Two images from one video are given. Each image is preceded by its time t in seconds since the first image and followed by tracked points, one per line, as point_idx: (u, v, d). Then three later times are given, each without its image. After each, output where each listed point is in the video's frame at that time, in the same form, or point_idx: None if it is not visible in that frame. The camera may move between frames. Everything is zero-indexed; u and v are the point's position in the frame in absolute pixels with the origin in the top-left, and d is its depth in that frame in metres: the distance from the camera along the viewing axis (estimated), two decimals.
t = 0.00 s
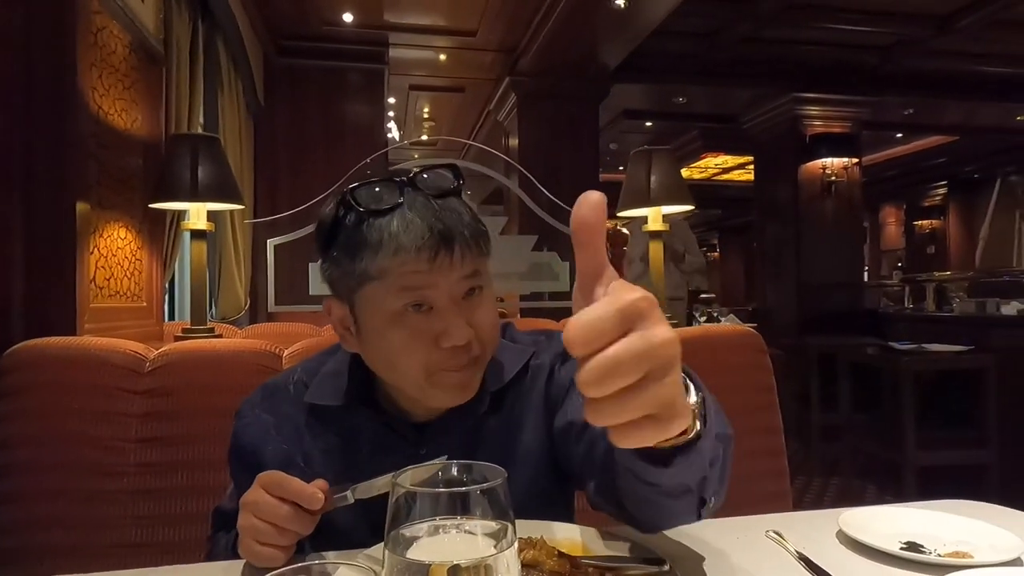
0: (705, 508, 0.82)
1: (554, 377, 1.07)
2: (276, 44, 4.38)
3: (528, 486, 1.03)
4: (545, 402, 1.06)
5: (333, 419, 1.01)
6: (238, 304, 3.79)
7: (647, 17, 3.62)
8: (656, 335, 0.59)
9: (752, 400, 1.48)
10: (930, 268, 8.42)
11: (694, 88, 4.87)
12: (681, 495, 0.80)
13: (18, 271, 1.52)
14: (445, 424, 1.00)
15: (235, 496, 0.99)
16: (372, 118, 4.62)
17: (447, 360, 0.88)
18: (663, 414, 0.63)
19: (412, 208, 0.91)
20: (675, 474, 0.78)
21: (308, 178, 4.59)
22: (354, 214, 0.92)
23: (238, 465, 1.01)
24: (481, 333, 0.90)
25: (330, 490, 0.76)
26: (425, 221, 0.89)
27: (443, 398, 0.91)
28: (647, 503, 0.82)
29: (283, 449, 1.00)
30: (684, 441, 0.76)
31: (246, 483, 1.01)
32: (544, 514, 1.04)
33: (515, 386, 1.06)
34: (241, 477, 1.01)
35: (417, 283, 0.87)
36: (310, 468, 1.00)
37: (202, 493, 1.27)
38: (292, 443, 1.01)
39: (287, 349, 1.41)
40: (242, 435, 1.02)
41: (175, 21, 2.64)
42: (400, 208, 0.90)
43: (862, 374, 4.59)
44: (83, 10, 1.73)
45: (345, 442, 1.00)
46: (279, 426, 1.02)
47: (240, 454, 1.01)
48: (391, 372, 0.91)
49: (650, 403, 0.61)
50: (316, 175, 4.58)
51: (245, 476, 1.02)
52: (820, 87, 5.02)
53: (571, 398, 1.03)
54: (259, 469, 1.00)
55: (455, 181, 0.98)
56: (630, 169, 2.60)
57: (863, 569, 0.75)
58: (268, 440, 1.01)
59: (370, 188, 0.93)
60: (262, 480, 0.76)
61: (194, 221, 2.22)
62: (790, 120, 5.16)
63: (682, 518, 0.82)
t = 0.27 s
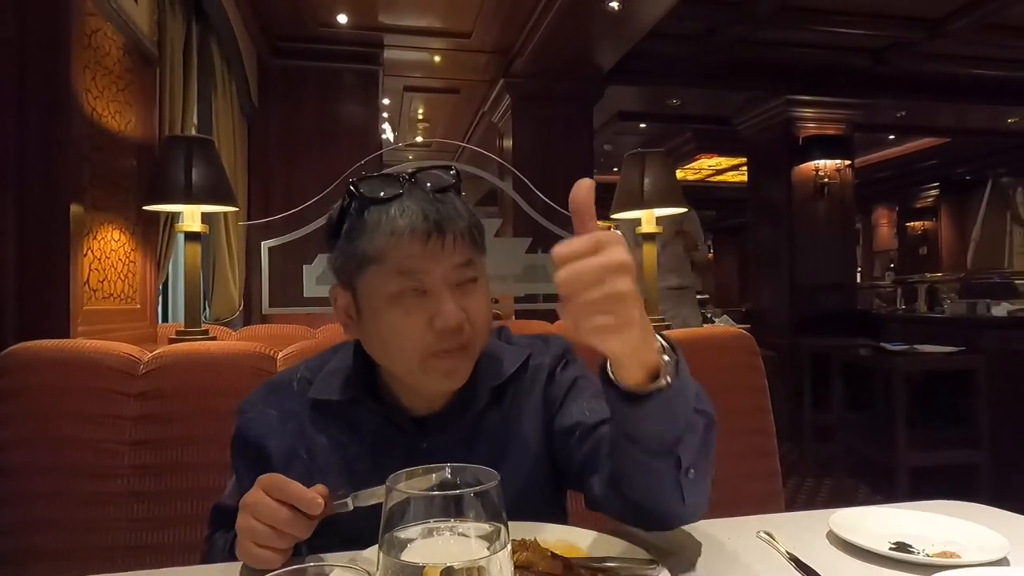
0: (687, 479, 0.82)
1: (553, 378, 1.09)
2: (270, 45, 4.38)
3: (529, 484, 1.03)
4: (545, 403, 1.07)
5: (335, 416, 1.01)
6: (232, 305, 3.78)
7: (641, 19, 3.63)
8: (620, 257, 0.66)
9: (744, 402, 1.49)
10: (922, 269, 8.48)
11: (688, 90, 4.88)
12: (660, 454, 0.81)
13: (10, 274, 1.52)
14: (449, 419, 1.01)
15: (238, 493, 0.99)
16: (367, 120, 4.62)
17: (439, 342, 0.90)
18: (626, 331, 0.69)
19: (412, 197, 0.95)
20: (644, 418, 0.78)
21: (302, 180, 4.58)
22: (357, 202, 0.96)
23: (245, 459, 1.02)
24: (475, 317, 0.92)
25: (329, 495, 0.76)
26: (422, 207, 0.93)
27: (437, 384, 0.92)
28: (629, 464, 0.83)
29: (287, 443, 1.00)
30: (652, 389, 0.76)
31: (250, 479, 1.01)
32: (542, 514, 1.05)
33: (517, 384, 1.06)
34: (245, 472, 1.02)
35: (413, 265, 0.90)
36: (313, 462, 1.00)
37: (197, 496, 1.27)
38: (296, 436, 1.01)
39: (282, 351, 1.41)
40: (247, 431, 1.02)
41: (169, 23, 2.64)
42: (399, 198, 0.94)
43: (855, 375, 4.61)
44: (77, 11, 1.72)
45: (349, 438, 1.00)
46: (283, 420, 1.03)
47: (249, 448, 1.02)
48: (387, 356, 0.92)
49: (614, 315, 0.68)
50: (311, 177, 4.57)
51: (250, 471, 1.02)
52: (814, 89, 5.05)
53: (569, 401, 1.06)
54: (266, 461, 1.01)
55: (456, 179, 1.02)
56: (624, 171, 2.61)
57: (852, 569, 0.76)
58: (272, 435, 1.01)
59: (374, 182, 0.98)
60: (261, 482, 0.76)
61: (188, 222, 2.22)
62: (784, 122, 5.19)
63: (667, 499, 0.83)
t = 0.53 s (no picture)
0: (672, 446, 0.91)
1: (570, 379, 1.10)
2: (272, 39, 4.37)
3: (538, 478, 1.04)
4: (559, 402, 1.08)
5: (359, 395, 1.03)
6: (235, 299, 3.78)
7: (644, 11, 3.61)
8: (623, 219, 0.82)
9: (748, 394, 1.49)
10: (927, 262, 8.45)
11: (691, 83, 4.86)
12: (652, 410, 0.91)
13: (13, 268, 1.52)
14: (467, 400, 1.04)
15: (259, 470, 0.99)
16: (369, 114, 4.62)
17: (444, 311, 0.96)
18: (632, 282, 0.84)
19: (422, 183, 1.04)
20: (638, 363, 0.89)
21: (305, 174, 4.58)
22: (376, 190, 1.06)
23: (268, 433, 1.03)
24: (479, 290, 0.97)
25: (336, 494, 0.76)
26: (430, 190, 1.01)
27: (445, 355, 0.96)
28: (626, 415, 0.93)
29: (310, 416, 1.01)
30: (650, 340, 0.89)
31: (273, 455, 1.01)
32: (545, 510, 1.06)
33: (534, 373, 1.09)
34: (269, 446, 1.01)
35: (422, 240, 0.99)
36: (334, 439, 1.00)
37: (202, 489, 1.27)
38: (319, 413, 1.02)
39: (285, 345, 1.42)
40: (272, 407, 1.02)
41: (170, 17, 2.63)
42: (410, 181, 1.04)
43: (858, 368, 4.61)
44: (78, 5, 1.72)
45: (361, 423, 1.02)
46: (307, 397, 1.03)
47: (273, 424, 1.03)
48: (400, 328, 0.99)
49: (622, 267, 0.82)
50: (313, 171, 4.57)
51: (274, 447, 1.02)
52: (817, 81, 5.02)
53: (583, 405, 1.08)
54: (290, 437, 1.02)
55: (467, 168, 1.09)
56: (627, 165, 2.60)
57: (854, 561, 0.76)
58: (298, 410, 1.02)
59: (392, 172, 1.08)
60: (270, 476, 0.77)
61: (191, 216, 2.22)
62: (787, 114, 5.16)
63: (653, 468, 0.91)
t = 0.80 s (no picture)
0: (678, 421, 0.90)
1: (582, 366, 1.10)
2: (272, 30, 4.35)
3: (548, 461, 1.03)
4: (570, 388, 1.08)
5: (377, 368, 1.04)
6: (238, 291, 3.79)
7: None
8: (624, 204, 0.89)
9: (751, 381, 1.49)
10: (931, 250, 8.41)
11: (693, 71, 4.84)
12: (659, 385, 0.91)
13: (14, 260, 1.52)
14: (478, 379, 1.04)
15: (274, 443, 0.99)
16: (370, 104, 4.60)
17: (459, 284, 0.97)
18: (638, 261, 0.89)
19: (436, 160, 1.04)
20: (645, 338, 0.91)
21: (307, 165, 4.58)
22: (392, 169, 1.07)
23: (285, 407, 1.01)
24: (493, 264, 0.98)
25: (337, 485, 0.76)
26: (444, 168, 1.02)
27: (458, 326, 0.97)
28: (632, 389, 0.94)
29: (326, 389, 1.00)
30: (661, 317, 0.91)
31: (290, 428, 1.00)
32: (553, 494, 1.05)
33: (547, 355, 1.09)
34: (285, 419, 1.01)
35: (438, 216, 1.00)
36: (349, 413, 0.99)
37: (207, 478, 1.28)
38: (335, 388, 1.01)
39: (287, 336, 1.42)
40: (289, 381, 1.02)
41: (170, 8, 2.62)
42: (426, 161, 1.04)
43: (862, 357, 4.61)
44: None
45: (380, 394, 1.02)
46: (324, 371, 1.03)
47: (292, 398, 1.01)
48: (416, 302, 1.00)
49: (626, 245, 0.89)
50: (315, 162, 4.57)
51: (291, 420, 1.01)
52: (821, 69, 4.99)
53: (596, 391, 1.07)
54: (306, 409, 1.01)
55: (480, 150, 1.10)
56: (629, 153, 2.59)
57: (857, 546, 0.76)
58: (315, 383, 1.01)
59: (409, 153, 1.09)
60: (275, 464, 0.77)
61: (193, 207, 2.22)
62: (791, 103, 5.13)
63: (659, 443, 0.92)
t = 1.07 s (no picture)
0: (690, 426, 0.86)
1: (578, 358, 1.10)
2: (269, 26, 4.34)
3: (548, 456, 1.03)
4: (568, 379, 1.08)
5: (372, 365, 1.04)
6: (237, 287, 3.78)
7: None
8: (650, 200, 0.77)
9: (750, 374, 1.49)
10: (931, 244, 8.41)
11: (691, 65, 4.83)
12: (674, 392, 0.86)
13: (12, 258, 1.52)
14: (477, 372, 1.05)
15: (272, 439, 0.99)
16: (368, 100, 4.59)
17: (458, 279, 0.97)
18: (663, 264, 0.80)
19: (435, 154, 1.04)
20: (664, 347, 0.85)
21: (305, 161, 4.57)
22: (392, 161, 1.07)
23: (282, 403, 1.02)
24: (491, 259, 0.98)
25: (338, 479, 0.76)
26: (443, 162, 1.02)
27: (458, 321, 0.97)
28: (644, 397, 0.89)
29: (324, 386, 1.00)
30: (681, 321, 0.85)
31: (287, 423, 1.00)
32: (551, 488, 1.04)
33: (544, 348, 1.09)
34: (283, 415, 1.01)
35: (437, 210, 1.00)
36: (346, 409, 0.99)
37: (207, 473, 1.28)
38: (332, 384, 1.01)
39: (286, 331, 1.42)
40: (287, 378, 1.02)
41: (166, 3, 2.61)
42: (425, 154, 1.04)
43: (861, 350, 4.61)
44: None
45: (378, 390, 1.02)
46: (320, 367, 1.02)
47: (289, 394, 1.02)
48: (415, 296, 0.99)
49: (651, 249, 0.78)
50: (313, 158, 4.56)
51: (287, 416, 1.01)
52: (820, 62, 4.98)
53: (592, 383, 1.07)
54: (303, 406, 1.01)
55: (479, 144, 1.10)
56: (627, 147, 2.59)
57: (855, 538, 0.76)
58: (312, 379, 1.01)
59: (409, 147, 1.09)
60: (275, 457, 0.77)
61: (191, 203, 2.22)
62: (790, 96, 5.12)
63: (671, 453, 0.87)
